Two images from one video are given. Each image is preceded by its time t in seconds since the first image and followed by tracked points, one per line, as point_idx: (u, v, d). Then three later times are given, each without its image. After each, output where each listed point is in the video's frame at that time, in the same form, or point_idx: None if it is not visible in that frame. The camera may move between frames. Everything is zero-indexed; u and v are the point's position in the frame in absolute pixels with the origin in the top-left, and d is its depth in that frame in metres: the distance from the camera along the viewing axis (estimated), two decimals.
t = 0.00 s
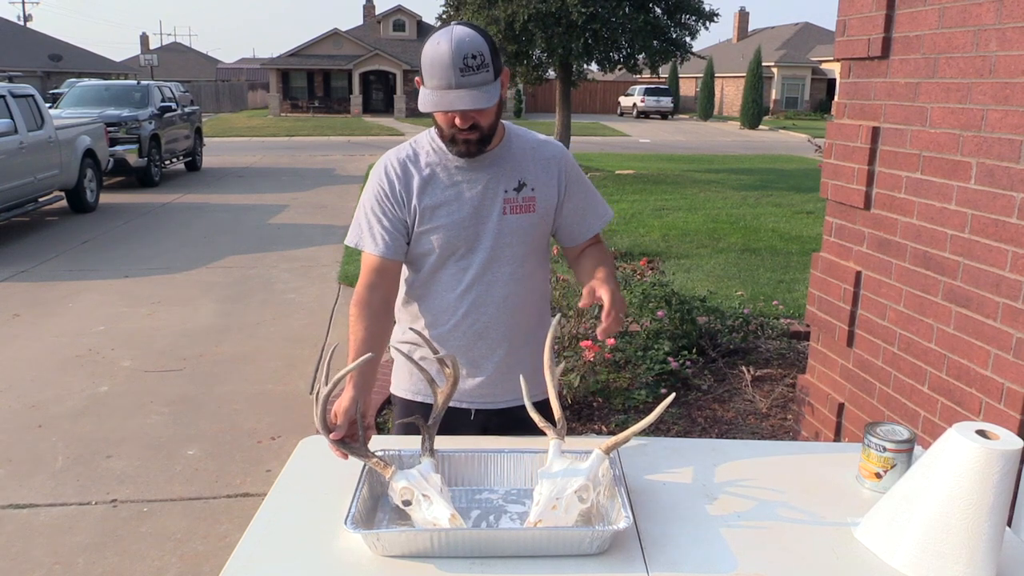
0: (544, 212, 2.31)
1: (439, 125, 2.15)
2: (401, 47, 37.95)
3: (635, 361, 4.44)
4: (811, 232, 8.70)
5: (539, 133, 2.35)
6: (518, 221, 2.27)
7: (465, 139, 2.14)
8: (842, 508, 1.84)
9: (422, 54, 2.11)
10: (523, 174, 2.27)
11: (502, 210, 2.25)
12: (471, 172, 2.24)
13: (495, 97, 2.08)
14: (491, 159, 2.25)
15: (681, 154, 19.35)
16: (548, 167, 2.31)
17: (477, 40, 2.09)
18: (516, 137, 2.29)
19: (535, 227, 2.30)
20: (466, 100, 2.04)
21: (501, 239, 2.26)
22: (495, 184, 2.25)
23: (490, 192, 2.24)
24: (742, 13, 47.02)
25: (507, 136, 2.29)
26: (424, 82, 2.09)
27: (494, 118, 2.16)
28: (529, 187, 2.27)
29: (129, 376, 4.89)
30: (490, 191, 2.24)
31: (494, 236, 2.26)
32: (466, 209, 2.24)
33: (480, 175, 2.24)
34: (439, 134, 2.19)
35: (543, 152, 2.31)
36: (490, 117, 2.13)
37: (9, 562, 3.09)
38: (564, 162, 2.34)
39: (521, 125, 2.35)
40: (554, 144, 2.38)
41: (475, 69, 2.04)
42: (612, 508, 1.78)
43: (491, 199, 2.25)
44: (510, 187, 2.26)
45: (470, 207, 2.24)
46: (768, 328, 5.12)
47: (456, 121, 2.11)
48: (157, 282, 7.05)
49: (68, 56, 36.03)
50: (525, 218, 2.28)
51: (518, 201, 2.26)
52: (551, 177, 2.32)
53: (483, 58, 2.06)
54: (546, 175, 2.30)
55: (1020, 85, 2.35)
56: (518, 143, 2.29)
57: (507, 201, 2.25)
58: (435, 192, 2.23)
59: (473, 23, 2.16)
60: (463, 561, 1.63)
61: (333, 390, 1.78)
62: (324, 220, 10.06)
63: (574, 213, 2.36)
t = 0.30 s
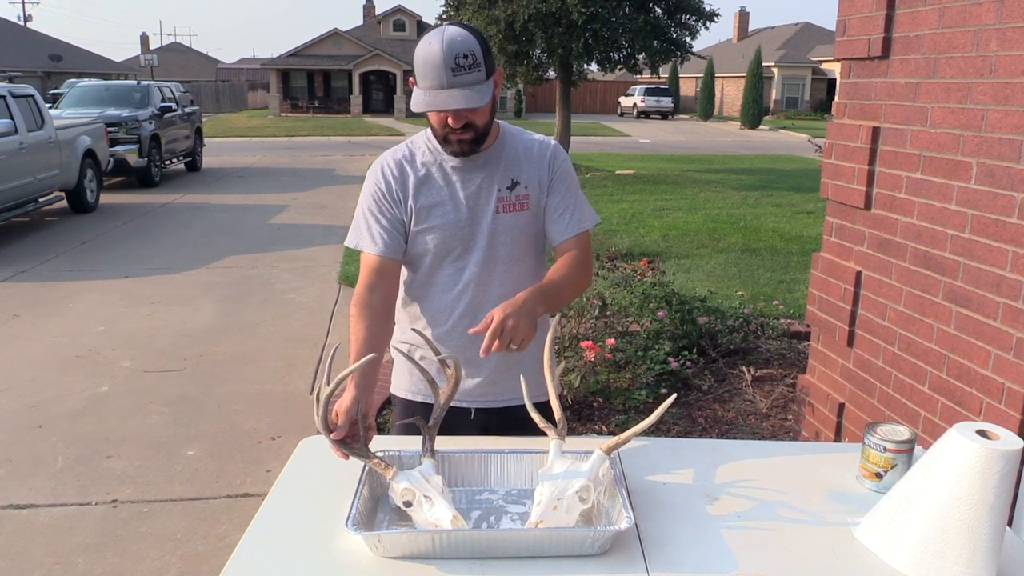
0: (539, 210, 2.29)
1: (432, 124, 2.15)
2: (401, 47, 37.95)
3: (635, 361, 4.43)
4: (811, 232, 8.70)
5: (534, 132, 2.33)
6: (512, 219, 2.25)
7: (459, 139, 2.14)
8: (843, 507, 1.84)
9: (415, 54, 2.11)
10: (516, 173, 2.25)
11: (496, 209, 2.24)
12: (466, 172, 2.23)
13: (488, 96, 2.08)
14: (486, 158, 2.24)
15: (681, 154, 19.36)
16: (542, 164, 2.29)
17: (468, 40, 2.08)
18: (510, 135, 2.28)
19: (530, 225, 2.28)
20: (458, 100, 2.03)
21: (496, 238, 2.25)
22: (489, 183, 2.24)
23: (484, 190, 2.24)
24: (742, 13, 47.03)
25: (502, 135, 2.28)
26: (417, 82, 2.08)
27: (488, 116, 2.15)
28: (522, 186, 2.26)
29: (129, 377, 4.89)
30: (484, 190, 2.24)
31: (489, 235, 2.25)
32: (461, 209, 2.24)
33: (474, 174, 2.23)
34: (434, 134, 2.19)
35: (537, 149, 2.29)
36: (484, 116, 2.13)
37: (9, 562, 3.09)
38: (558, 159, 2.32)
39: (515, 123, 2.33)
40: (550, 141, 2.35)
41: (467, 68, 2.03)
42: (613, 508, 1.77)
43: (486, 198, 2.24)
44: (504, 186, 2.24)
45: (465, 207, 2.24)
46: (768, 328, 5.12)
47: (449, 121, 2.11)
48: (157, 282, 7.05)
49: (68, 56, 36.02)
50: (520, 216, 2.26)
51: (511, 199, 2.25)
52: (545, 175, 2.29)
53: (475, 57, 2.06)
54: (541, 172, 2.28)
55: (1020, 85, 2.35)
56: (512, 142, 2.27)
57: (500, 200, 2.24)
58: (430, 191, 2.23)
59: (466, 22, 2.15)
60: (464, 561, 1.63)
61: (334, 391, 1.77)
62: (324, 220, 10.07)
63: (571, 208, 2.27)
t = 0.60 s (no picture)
0: (536, 213, 2.28)
1: (427, 127, 2.15)
2: (401, 47, 37.95)
3: (635, 361, 4.43)
4: (811, 232, 8.71)
5: (533, 133, 2.31)
6: (508, 222, 2.24)
7: (454, 141, 2.14)
8: (843, 508, 1.84)
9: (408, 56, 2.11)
10: (512, 175, 2.24)
11: (491, 211, 2.23)
12: (463, 174, 2.23)
13: (480, 98, 2.07)
14: (483, 160, 2.23)
15: (681, 154, 19.36)
16: (539, 166, 2.27)
17: (461, 42, 2.08)
18: (507, 136, 2.27)
19: (526, 229, 2.27)
20: (450, 103, 2.03)
21: (491, 241, 2.25)
22: (485, 186, 2.23)
23: (480, 193, 2.23)
24: (742, 13, 47.05)
25: (501, 136, 2.26)
26: (410, 84, 2.09)
27: (482, 119, 2.14)
28: (518, 188, 2.24)
29: (129, 376, 4.89)
30: (480, 193, 2.23)
31: (484, 238, 2.24)
32: (457, 211, 2.24)
33: (471, 176, 2.23)
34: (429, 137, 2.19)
35: (534, 151, 2.28)
36: (477, 118, 2.12)
37: (9, 562, 3.09)
38: (555, 161, 2.29)
39: (513, 124, 2.31)
40: (548, 142, 2.33)
41: (459, 71, 2.03)
42: (613, 508, 1.78)
43: (482, 201, 2.24)
44: (500, 188, 2.23)
45: (461, 209, 2.23)
46: (768, 328, 5.11)
47: (442, 123, 2.10)
48: (156, 282, 7.05)
49: (68, 56, 36.01)
50: (517, 219, 2.25)
51: (507, 202, 2.23)
52: (541, 178, 2.27)
53: (467, 59, 2.05)
54: (537, 175, 2.26)
55: (1020, 85, 2.35)
56: (508, 143, 2.26)
57: (496, 202, 2.23)
58: (426, 193, 2.23)
59: (460, 24, 2.15)
60: (464, 561, 1.63)
61: (333, 393, 1.77)
62: (324, 221, 10.07)
63: (567, 211, 2.25)
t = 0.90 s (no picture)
0: (540, 217, 2.26)
1: (430, 131, 2.15)
2: (401, 47, 37.97)
3: (635, 362, 4.43)
4: (811, 232, 8.71)
5: (540, 135, 2.29)
6: (511, 226, 2.23)
7: (456, 146, 2.13)
8: (843, 508, 1.84)
9: (412, 60, 2.11)
10: (516, 178, 2.22)
11: (494, 215, 2.22)
12: (466, 176, 2.22)
13: (483, 103, 2.06)
14: (488, 162, 2.21)
15: (681, 154, 19.37)
16: (545, 169, 2.25)
17: (465, 46, 2.07)
18: (513, 138, 2.25)
19: (529, 232, 2.26)
20: (452, 108, 2.02)
21: (494, 244, 2.24)
22: (488, 189, 2.22)
23: (482, 195, 2.22)
24: (742, 13, 47.08)
25: (506, 138, 2.25)
26: (413, 88, 2.08)
27: (486, 125, 2.13)
28: (522, 191, 2.22)
29: (129, 376, 4.89)
30: (482, 195, 2.22)
31: (486, 241, 2.24)
32: (460, 214, 2.23)
33: (475, 178, 2.22)
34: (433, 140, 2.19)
35: (540, 153, 2.26)
36: (481, 123, 2.11)
37: (9, 562, 3.09)
38: (562, 164, 2.26)
39: (520, 126, 2.29)
40: (555, 144, 2.30)
41: (462, 76, 2.02)
42: (613, 508, 1.78)
43: (485, 203, 2.23)
44: (504, 190, 2.21)
45: (463, 212, 2.23)
46: (768, 328, 5.11)
47: (445, 127, 2.10)
48: (156, 282, 7.05)
49: (68, 56, 36.02)
50: (519, 223, 2.23)
51: (510, 205, 2.22)
52: (546, 181, 2.25)
53: (470, 64, 2.04)
54: (542, 178, 2.24)
55: (1020, 85, 2.35)
56: (513, 146, 2.24)
57: (499, 205, 2.22)
58: (429, 195, 2.23)
59: (465, 27, 2.14)
60: (464, 562, 1.63)
61: (333, 393, 1.76)
62: (324, 220, 10.08)
63: (571, 215, 2.23)
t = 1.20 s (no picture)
0: (545, 219, 2.24)
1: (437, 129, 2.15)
2: (401, 47, 37.97)
3: (635, 361, 4.42)
4: (811, 232, 8.71)
5: (549, 137, 2.27)
6: (516, 227, 2.22)
7: (462, 145, 2.14)
8: (843, 508, 1.84)
9: (422, 58, 2.11)
10: (522, 180, 2.21)
11: (498, 215, 2.22)
12: (471, 175, 2.22)
13: (490, 105, 2.06)
14: (494, 162, 2.21)
15: (681, 154, 19.37)
16: (552, 171, 2.23)
17: (475, 47, 2.07)
18: (521, 140, 2.24)
19: (535, 234, 2.24)
20: (458, 109, 2.02)
21: (498, 245, 2.23)
22: (493, 189, 2.21)
23: (487, 195, 2.22)
24: (742, 13, 47.09)
25: (514, 139, 2.24)
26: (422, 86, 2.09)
27: (494, 126, 2.13)
28: (528, 193, 2.21)
29: (129, 377, 4.89)
30: (486, 196, 2.22)
31: (490, 241, 2.23)
32: (464, 213, 2.23)
33: (480, 177, 2.21)
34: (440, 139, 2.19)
35: (547, 155, 2.24)
36: (488, 124, 2.11)
37: (9, 562, 3.09)
38: (569, 167, 2.24)
39: (529, 127, 2.28)
40: (564, 147, 2.28)
41: (470, 77, 2.02)
42: (613, 508, 1.78)
43: (489, 204, 2.22)
44: (509, 192, 2.21)
45: (467, 211, 2.23)
46: (768, 328, 5.11)
47: (452, 127, 2.10)
48: (156, 282, 7.05)
49: (68, 56, 36.02)
50: (524, 224, 2.22)
51: (515, 207, 2.21)
52: (552, 183, 2.23)
53: (479, 65, 2.04)
54: (548, 180, 2.22)
55: (1020, 86, 2.35)
56: (521, 147, 2.23)
57: (504, 207, 2.21)
58: (433, 193, 2.24)
59: (477, 27, 2.14)
60: (464, 562, 1.63)
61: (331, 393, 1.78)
62: (324, 220, 10.08)
63: (576, 219, 2.22)
